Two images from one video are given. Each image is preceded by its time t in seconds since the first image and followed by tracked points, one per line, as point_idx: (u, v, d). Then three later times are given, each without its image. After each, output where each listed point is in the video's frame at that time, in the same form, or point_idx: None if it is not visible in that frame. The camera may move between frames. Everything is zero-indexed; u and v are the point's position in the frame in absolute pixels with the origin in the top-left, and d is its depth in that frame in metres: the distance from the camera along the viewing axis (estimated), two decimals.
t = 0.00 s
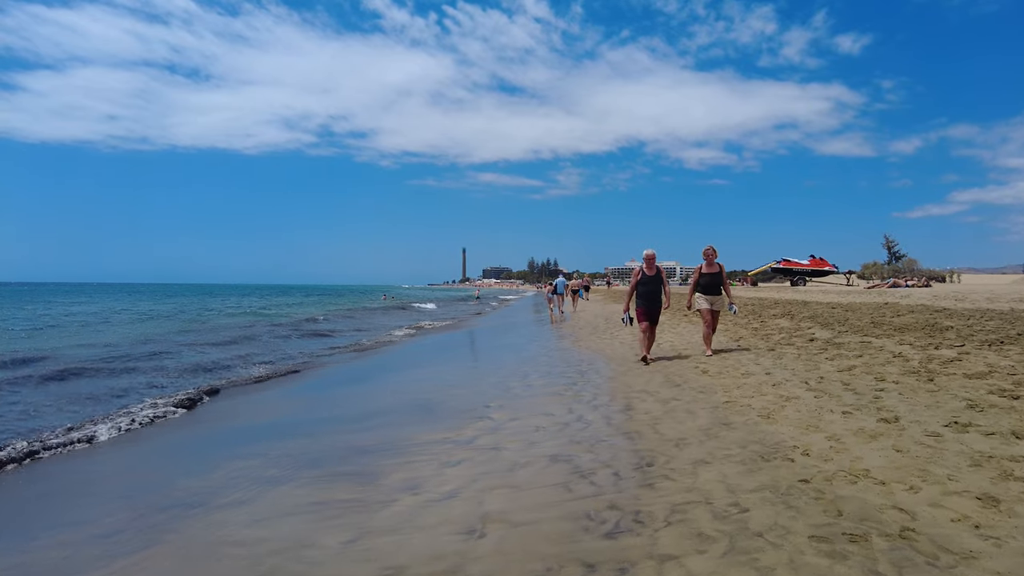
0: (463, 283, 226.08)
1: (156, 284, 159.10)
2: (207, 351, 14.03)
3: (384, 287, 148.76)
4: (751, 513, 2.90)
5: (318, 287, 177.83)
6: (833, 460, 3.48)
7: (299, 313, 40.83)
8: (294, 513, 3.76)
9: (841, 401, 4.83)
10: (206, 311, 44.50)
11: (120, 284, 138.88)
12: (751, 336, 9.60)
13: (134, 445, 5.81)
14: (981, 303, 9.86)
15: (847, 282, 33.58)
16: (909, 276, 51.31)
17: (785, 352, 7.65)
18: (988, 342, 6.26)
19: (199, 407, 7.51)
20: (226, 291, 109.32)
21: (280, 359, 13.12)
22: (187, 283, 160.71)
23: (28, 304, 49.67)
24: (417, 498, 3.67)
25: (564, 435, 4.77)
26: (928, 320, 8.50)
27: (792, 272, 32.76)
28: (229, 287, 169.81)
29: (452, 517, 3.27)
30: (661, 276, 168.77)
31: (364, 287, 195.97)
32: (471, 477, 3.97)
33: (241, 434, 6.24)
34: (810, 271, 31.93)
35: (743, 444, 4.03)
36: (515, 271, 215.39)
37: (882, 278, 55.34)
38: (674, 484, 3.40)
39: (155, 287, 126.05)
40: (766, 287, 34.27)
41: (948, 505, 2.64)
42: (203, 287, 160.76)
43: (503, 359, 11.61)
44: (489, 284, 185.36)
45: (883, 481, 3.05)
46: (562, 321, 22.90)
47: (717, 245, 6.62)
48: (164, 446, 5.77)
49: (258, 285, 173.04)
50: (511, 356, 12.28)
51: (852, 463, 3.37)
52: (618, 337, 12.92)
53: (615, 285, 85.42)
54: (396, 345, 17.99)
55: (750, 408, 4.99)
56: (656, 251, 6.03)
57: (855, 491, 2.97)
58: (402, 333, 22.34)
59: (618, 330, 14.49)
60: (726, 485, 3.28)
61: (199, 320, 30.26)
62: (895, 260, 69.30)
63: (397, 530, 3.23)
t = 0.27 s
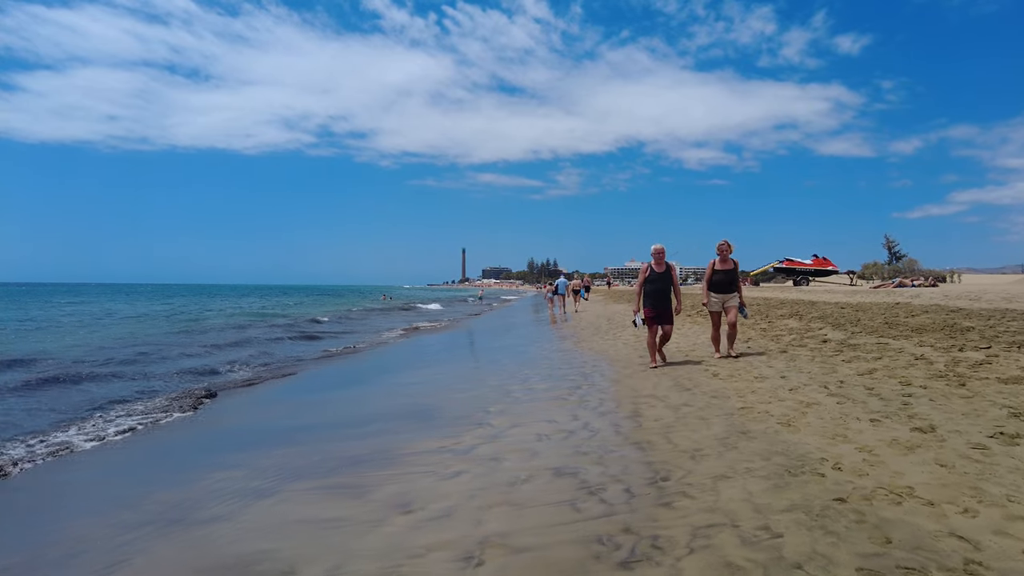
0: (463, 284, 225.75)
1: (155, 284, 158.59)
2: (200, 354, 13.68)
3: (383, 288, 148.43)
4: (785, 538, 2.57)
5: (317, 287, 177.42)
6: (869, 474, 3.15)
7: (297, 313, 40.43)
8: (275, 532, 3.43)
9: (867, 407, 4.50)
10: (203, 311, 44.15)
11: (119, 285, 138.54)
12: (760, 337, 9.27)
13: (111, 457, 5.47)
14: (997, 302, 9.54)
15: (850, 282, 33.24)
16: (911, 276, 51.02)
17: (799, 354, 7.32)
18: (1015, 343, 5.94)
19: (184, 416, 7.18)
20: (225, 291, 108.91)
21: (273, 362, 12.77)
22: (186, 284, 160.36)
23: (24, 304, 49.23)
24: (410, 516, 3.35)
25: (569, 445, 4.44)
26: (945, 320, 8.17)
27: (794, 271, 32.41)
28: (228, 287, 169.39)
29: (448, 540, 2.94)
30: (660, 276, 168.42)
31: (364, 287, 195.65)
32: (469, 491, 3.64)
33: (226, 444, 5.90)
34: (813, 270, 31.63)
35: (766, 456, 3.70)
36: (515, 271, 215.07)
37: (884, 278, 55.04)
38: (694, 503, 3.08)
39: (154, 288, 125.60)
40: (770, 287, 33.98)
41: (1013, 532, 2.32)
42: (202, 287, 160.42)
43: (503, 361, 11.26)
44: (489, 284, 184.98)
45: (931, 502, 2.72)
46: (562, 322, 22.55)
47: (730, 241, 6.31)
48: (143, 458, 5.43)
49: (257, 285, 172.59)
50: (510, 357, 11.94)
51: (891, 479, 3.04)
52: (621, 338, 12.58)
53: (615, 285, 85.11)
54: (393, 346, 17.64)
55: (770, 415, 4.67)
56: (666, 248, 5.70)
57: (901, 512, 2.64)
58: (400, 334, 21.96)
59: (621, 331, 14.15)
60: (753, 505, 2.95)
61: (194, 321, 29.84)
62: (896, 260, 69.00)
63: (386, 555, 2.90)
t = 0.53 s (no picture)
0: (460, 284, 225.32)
1: (151, 285, 157.87)
2: (187, 356, 13.27)
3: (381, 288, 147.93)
4: None
5: (314, 288, 176.80)
6: (918, 496, 2.77)
7: (292, 313, 39.97)
8: (244, 561, 3.04)
9: (899, 415, 4.13)
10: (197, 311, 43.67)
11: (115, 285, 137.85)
12: (768, 338, 8.90)
13: (80, 474, 5.09)
14: (1014, 301, 9.17)
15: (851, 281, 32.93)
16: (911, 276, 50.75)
17: (813, 357, 6.94)
18: None
19: (164, 423, 6.82)
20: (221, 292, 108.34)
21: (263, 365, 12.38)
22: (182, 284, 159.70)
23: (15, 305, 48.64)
24: (396, 543, 2.97)
25: (574, 458, 4.06)
26: (964, 320, 7.80)
27: (795, 270, 32.09)
28: (225, 287, 168.71)
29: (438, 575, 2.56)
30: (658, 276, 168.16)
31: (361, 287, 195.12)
32: (464, 514, 3.26)
33: (204, 455, 5.53)
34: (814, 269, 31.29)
35: (795, 473, 3.32)
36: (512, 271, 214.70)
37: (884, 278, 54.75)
38: (719, 531, 2.69)
39: (149, 288, 124.96)
40: (770, 286, 33.64)
41: None
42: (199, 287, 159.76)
43: (500, 363, 10.88)
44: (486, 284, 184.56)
45: (999, 532, 2.34)
46: (560, 322, 22.16)
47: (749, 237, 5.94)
48: (114, 475, 5.06)
49: (253, 286, 171.94)
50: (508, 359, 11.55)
51: (945, 502, 2.66)
52: (622, 338, 12.21)
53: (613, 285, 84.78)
54: (387, 347, 17.23)
55: (791, 423, 4.32)
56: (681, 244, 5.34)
57: (966, 546, 2.26)
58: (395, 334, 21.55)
59: (621, 332, 13.78)
60: (788, 534, 2.57)
61: (186, 321, 29.35)
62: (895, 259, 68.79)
63: None
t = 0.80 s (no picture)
0: (462, 283, 225.03)
1: (152, 285, 157.67)
2: (182, 359, 12.91)
3: (382, 287, 147.68)
4: None
5: (315, 287, 176.50)
6: (994, 534, 2.40)
7: (292, 313, 39.62)
8: None
9: (947, 431, 3.75)
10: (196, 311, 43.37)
11: (116, 285, 137.66)
12: (785, 343, 8.52)
13: (55, 491, 4.74)
14: None
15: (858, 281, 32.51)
16: (916, 275, 50.33)
17: (836, 364, 6.57)
18: None
19: (151, 431, 6.48)
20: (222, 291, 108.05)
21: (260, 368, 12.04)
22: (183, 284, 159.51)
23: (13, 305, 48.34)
24: None
25: (590, 480, 3.70)
26: (993, 324, 7.41)
27: (801, 271, 31.68)
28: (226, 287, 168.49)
29: None
30: (660, 276, 167.74)
31: (362, 287, 194.87)
32: (470, 547, 2.90)
33: (190, 469, 5.18)
34: (821, 269, 30.97)
35: (841, 501, 2.96)
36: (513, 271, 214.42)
37: (889, 277, 54.32)
38: None
39: (150, 288, 124.72)
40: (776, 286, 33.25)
41: None
42: (199, 287, 159.54)
43: (504, 366, 10.52)
44: (488, 284, 184.42)
45: None
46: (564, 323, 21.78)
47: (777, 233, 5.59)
48: (92, 492, 4.72)
49: (255, 285, 171.70)
50: (512, 362, 11.19)
51: None
52: (629, 341, 11.84)
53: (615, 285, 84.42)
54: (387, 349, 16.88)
55: (826, 440, 3.95)
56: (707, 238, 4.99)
57: None
58: (396, 335, 21.19)
59: (628, 334, 13.41)
60: None
61: (185, 321, 29.00)
62: (899, 258, 68.35)
63: None
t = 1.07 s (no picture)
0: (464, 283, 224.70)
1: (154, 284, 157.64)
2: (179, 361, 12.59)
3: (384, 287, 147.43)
4: None
5: (318, 287, 176.34)
6: None
7: (295, 313, 39.34)
8: None
9: (1010, 443, 3.35)
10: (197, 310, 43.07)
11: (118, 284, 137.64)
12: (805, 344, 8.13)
13: (27, 504, 4.40)
14: None
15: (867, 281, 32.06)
16: (923, 275, 49.83)
17: (865, 366, 6.18)
18: None
19: (138, 437, 6.14)
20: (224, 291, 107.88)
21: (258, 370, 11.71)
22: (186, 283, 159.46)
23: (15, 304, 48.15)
24: None
25: (611, 498, 3.33)
26: None
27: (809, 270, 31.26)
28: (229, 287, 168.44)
29: None
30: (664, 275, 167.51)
31: (365, 287, 194.67)
32: None
33: (176, 480, 4.84)
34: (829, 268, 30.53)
35: (905, 527, 2.57)
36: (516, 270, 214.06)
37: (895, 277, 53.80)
38: None
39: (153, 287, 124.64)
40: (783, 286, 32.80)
41: None
42: (202, 287, 159.46)
43: (510, 368, 10.16)
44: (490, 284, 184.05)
45: None
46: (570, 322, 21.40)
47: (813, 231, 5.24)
48: (65, 506, 4.37)
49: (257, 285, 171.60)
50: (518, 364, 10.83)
51: None
52: (640, 341, 11.46)
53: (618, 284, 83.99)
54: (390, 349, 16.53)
55: (871, 450, 3.57)
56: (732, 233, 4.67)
57: None
58: (399, 335, 20.83)
59: (637, 334, 13.04)
60: None
61: (186, 321, 28.71)
62: (906, 258, 67.80)
63: None
